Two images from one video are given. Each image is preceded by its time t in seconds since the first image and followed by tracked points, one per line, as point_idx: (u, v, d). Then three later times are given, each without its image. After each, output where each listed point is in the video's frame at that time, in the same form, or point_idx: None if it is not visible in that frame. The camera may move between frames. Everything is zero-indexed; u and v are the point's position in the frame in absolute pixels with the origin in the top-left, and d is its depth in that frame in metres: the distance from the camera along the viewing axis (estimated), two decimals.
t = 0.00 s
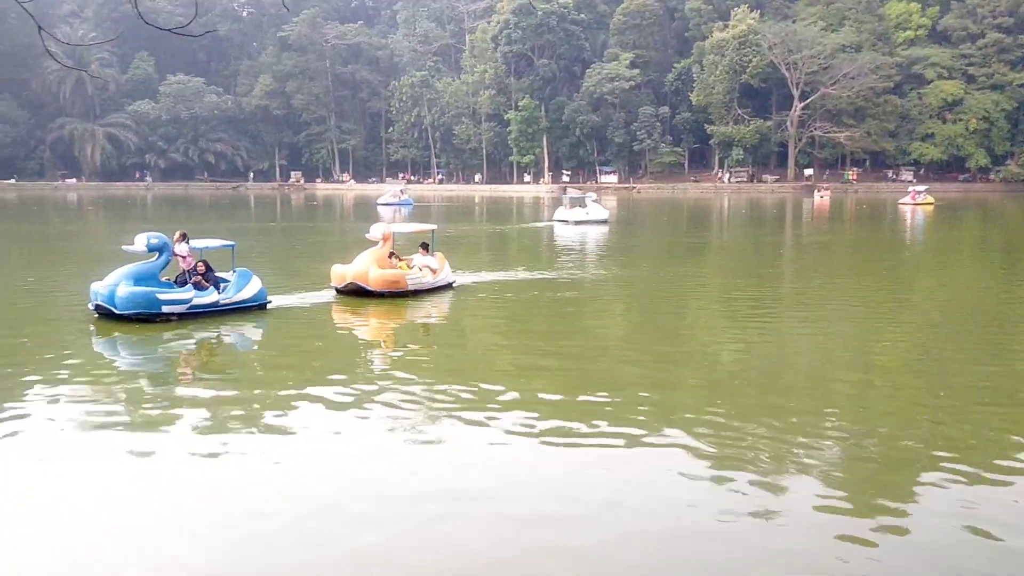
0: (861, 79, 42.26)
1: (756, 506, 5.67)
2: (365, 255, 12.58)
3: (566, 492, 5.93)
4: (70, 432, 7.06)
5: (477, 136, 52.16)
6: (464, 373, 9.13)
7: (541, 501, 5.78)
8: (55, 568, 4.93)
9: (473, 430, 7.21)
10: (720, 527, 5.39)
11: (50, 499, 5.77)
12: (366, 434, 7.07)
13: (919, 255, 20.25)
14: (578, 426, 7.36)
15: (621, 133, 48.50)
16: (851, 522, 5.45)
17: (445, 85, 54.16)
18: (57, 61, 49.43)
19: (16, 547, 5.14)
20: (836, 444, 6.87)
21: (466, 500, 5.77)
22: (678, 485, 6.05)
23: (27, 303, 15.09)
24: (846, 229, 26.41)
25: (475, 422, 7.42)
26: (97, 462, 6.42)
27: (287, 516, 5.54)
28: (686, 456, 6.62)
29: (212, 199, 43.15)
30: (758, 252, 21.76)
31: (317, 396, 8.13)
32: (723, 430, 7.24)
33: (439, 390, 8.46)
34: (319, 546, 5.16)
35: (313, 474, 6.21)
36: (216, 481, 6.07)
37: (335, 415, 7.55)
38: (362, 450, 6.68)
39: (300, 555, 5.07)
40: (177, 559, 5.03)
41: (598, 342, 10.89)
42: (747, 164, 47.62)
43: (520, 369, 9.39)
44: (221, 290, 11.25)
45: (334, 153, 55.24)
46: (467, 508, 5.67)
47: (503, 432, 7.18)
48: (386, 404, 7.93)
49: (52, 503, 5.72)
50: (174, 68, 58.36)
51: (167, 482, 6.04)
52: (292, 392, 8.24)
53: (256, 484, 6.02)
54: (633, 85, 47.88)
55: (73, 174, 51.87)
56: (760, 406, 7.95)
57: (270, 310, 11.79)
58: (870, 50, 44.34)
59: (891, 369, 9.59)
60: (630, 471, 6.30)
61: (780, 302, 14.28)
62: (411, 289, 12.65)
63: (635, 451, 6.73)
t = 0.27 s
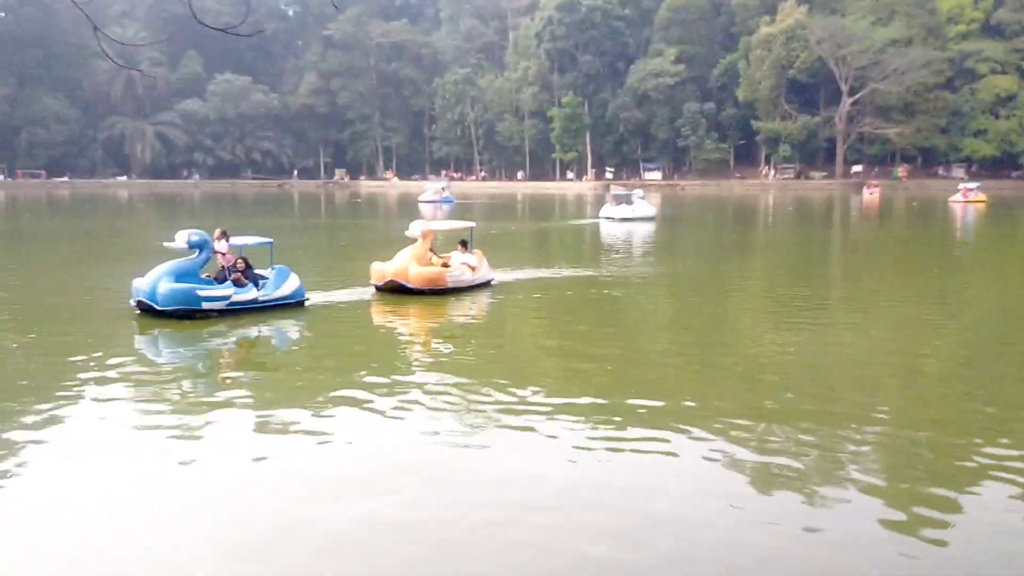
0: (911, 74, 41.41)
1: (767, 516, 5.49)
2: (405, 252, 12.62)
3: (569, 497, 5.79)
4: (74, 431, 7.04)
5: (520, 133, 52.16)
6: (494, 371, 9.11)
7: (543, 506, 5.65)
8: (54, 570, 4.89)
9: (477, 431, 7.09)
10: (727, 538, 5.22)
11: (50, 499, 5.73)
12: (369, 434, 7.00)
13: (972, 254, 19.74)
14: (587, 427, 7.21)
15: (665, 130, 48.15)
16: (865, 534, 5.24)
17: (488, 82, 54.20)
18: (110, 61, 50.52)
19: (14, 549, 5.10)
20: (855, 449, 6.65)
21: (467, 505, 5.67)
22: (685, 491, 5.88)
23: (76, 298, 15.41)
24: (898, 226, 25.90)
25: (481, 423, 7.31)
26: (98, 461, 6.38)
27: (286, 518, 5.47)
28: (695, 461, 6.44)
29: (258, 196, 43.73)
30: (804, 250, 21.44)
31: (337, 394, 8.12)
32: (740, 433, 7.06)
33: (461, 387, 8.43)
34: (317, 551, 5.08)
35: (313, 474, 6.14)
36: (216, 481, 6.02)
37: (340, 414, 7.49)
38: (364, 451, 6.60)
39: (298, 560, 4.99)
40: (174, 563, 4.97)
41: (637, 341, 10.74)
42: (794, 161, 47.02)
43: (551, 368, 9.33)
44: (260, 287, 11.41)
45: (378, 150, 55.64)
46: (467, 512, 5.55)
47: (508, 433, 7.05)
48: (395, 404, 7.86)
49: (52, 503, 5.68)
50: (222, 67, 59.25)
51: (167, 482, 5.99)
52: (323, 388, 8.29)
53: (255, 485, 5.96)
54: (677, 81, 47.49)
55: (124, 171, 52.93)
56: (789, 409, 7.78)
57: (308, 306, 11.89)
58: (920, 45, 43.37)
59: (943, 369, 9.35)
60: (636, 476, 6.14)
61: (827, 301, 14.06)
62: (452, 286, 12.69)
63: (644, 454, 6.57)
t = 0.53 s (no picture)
0: (962, 72, 40.55)
1: (776, 529, 5.32)
2: (443, 250, 12.67)
3: (570, 504, 5.66)
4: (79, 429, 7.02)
5: (562, 131, 51.98)
6: (523, 370, 9.06)
7: (544, 512, 5.52)
8: (52, 571, 4.85)
9: (480, 432, 6.98)
10: (732, 553, 5.06)
11: (51, 498, 5.71)
12: (373, 434, 6.93)
13: None
14: (596, 430, 7.07)
15: (709, 128, 47.65)
16: (877, 552, 5.05)
17: (532, 80, 54.12)
18: (160, 59, 51.48)
19: (13, 548, 5.07)
20: (873, 459, 6.45)
21: (468, 509, 5.57)
22: (691, 501, 5.71)
23: (122, 293, 15.72)
24: (949, 226, 25.32)
25: (486, 424, 7.21)
26: (99, 460, 6.35)
27: (283, 521, 5.41)
28: (703, 469, 6.27)
29: (302, 194, 44.21)
30: (851, 250, 21.10)
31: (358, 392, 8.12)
32: (754, 439, 6.89)
33: (481, 385, 8.39)
34: (314, 555, 5.01)
35: (314, 475, 6.08)
36: (216, 481, 5.98)
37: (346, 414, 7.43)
38: (365, 452, 6.53)
39: (294, 563, 4.93)
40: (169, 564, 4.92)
41: (668, 341, 10.61)
42: (841, 159, 46.30)
43: (579, 368, 9.25)
44: (297, 283, 11.56)
45: (421, 148, 55.88)
46: (467, 518, 5.45)
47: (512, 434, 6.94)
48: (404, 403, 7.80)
49: (52, 502, 5.65)
50: (269, 65, 59.95)
51: (167, 483, 5.95)
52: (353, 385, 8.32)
53: (254, 486, 5.91)
54: (722, 78, 47.07)
55: (173, 168, 53.82)
56: (815, 414, 7.59)
57: (344, 302, 11.99)
58: (972, 41, 42.35)
59: (989, 375, 9.15)
60: (640, 483, 6.00)
61: (874, 302, 13.84)
62: (489, 283, 12.73)
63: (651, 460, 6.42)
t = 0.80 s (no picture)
0: (1014, 69, 39.67)
1: (793, 543, 5.15)
2: (478, 248, 12.64)
3: (576, 511, 5.52)
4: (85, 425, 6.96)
5: (604, 129, 51.73)
6: (552, 368, 9.04)
7: (550, 520, 5.39)
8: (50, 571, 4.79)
9: (485, 434, 6.86)
10: (745, 565, 4.89)
11: (48, 497, 5.63)
12: (377, 434, 6.85)
13: None
14: (604, 433, 6.93)
15: (753, 126, 47.09)
16: (895, 567, 4.87)
17: (573, 78, 53.97)
18: (207, 58, 52.20)
19: (9, 548, 4.99)
20: (896, 469, 6.25)
21: (472, 513, 5.47)
22: (704, 510, 5.56)
23: (162, 288, 15.94)
24: (998, 228, 24.77)
25: (493, 426, 7.07)
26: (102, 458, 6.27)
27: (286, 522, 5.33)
28: (716, 477, 6.08)
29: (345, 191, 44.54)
30: (898, 250, 20.73)
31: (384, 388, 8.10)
32: (772, 446, 6.70)
33: (503, 384, 8.32)
34: (317, 559, 4.92)
35: (317, 476, 6.00)
36: (217, 481, 5.89)
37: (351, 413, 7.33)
38: (368, 452, 6.43)
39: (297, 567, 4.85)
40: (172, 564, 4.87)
41: (697, 343, 10.41)
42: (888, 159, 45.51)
43: (608, 367, 9.17)
44: (333, 280, 11.61)
45: (462, 146, 56.00)
46: (472, 524, 5.34)
47: (519, 437, 6.80)
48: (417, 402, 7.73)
49: (54, 500, 5.59)
50: (313, 63, 60.51)
51: (167, 481, 5.87)
52: (382, 381, 8.36)
53: (255, 485, 5.82)
54: (767, 76, 46.55)
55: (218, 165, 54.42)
56: (840, 420, 7.38)
57: (378, 300, 12.04)
58: None
59: None
60: (649, 490, 5.83)
61: (921, 304, 13.59)
62: (526, 282, 12.68)
63: (662, 467, 6.25)
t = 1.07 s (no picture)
0: None
1: (804, 556, 5.00)
2: (518, 249, 12.61)
3: (579, 517, 5.42)
4: (94, 424, 6.99)
5: (648, 129, 51.34)
6: (582, 370, 8.97)
7: (551, 526, 5.30)
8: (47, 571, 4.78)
9: (492, 438, 6.78)
10: None
11: (48, 497, 5.62)
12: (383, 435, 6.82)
13: None
14: (614, 439, 6.82)
15: (801, 126, 46.38)
16: None
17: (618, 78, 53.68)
18: (255, 60, 52.91)
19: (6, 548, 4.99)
20: (919, 481, 6.06)
21: (471, 518, 5.40)
22: (711, 519, 5.43)
23: (208, 287, 16.19)
24: None
25: (502, 429, 7.00)
26: (106, 455, 6.29)
27: (287, 523, 5.31)
28: (726, 485, 5.94)
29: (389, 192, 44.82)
30: (951, 253, 20.26)
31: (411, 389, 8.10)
32: (790, 454, 6.54)
33: (526, 386, 8.27)
34: (315, 561, 4.89)
35: (320, 477, 5.97)
36: (217, 481, 5.88)
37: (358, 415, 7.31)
38: (372, 454, 6.39)
39: (294, 570, 4.82)
40: (171, 564, 4.86)
41: (734, 347, 10.21)
42: (939, 159, 44.55)
43: (638, 369, 9.07)
44: (369, 280, 11.66)
45: (506, 146, 56.02)
46: (472, 529, 5.27)
47: (527, 441, 6.72)
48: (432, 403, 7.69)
49: (57, 498, 5.61)
50: (358, 64, 61.04)
51: (168, 480, 5.87)
52: (413, 382, 8.37)
53: (257, 486, 5.81)
54: (815, 74, 45.86)
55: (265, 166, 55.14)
56: (866, 428, 7.19)
57: (414, 300, 12.09)
58: None
59: None
60: (657, 497, 5.73)
61: (973, 308, 13.29)
62: (565, 284, 12.63)
63: (671, 474, 6.13)
